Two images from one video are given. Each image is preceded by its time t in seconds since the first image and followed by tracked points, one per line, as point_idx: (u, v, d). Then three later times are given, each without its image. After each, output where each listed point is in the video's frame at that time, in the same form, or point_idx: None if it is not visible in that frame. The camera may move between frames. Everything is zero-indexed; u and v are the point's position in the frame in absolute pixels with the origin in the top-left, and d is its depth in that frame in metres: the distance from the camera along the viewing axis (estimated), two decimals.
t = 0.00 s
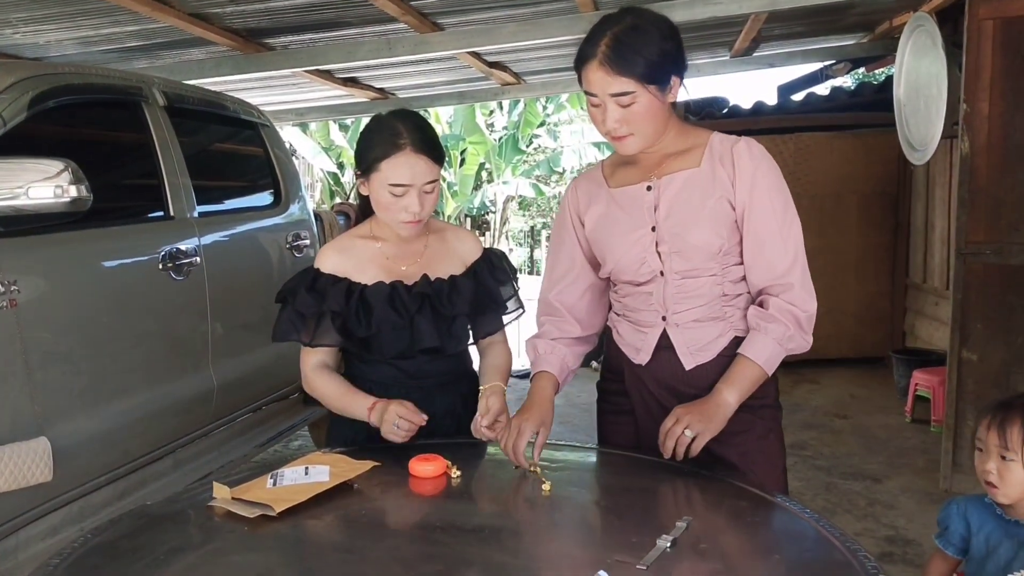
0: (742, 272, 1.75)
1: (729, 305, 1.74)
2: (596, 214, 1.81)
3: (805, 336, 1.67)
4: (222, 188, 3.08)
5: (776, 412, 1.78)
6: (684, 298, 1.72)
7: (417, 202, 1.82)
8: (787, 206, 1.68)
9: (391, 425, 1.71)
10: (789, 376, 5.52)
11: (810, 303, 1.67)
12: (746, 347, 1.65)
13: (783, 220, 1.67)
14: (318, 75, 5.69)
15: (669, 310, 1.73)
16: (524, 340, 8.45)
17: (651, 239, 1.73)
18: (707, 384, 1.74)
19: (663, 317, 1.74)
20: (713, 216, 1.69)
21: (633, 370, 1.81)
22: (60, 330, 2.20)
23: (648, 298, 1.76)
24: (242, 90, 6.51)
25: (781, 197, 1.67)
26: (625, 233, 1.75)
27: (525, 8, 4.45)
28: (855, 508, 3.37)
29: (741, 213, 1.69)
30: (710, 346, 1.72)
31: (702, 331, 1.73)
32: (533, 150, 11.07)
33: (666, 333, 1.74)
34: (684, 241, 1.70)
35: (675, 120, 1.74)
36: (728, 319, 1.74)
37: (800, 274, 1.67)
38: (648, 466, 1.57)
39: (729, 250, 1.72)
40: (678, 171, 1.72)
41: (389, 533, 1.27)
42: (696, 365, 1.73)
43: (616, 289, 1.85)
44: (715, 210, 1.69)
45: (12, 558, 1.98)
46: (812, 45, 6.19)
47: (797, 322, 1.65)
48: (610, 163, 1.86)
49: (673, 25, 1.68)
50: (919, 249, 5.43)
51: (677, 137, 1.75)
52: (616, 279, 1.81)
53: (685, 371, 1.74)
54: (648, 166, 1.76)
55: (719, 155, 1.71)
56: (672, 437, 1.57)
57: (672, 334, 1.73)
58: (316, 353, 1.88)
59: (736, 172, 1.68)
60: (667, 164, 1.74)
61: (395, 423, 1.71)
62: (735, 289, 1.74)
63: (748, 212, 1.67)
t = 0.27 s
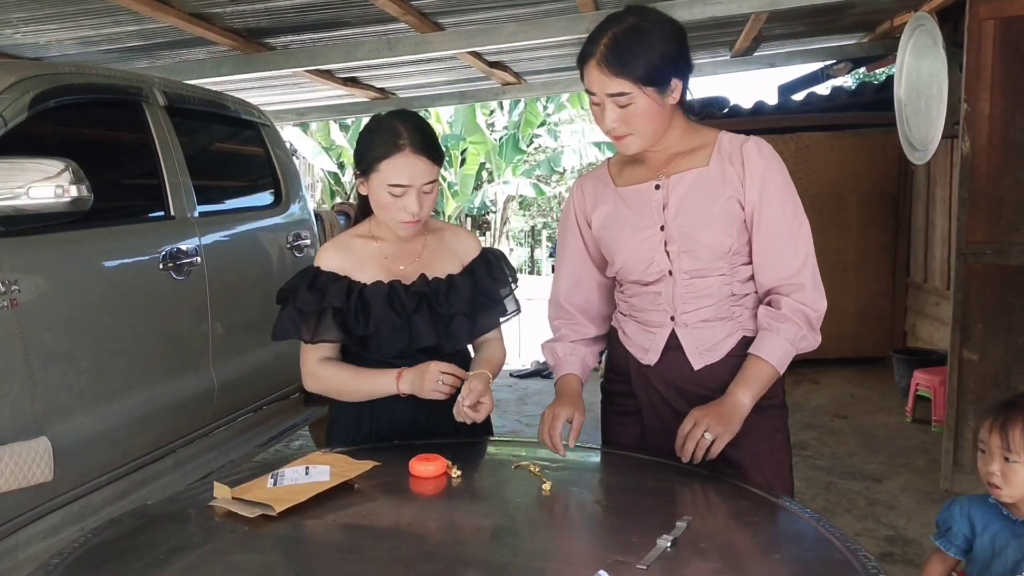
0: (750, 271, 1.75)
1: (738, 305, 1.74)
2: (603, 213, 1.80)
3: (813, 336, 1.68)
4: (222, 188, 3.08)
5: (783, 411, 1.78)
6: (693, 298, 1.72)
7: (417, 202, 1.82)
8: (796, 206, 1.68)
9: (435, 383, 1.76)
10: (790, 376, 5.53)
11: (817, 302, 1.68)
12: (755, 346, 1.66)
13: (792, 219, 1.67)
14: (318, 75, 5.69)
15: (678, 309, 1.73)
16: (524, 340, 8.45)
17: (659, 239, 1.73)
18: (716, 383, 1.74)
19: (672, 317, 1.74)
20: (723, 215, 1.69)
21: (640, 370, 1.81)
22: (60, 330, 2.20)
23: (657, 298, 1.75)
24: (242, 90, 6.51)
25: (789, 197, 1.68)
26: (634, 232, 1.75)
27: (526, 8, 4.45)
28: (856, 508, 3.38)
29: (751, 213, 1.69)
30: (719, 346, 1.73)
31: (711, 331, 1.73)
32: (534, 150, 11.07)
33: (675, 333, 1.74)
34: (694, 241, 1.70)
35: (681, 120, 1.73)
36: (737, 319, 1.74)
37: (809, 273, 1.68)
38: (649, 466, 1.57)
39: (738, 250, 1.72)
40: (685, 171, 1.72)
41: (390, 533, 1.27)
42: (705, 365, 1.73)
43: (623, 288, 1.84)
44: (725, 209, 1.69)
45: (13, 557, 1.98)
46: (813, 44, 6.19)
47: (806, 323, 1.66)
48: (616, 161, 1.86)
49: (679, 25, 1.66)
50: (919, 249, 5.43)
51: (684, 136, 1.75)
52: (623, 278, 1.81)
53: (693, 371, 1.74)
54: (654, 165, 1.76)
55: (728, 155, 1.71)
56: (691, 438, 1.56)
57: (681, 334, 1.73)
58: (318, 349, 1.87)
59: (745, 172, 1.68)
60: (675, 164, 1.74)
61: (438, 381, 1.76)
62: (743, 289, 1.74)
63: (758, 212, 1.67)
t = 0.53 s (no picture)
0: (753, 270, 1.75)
1: (741, 304, 1.74)
2: (605, 215, 1.80)
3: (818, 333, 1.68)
4: (223, 188, 3.08)
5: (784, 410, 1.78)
6: (696, 297, 1.71)
7: (417, 203, 1.82)
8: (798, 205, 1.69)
9: (434, 374, 1.78)
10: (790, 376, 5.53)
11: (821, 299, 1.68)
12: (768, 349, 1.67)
13: (793, 216, 1.68)
14: (318, 75, 5.69)
15: (681, 309, 1.73)
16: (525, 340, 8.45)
17: (661, 239, 1.73)
18: (720, 382, 1.74)
19: (675, 316, 1.74)
20: (724, 214, 1.69)
21: (642, 372, 1.81)
22: (61, 330, 2.20)
23: (659, 297, 1.75)
24: (242, 90, 6.52)
25: (791, 195, 1.68)
26: (636, 232, 1.75)
27: (527, 8, 4.45)
28: (857, 509, 3.37)
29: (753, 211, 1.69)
30: (721, 345, 1.72)
31: (713, 330, 1.72)
32: (534, 150, 11.07)
33: (677, 332, 1.74)
34: (695, 240, 1.70)
35: (678, 121, 1.74)
36: (740, 318, 1.74)
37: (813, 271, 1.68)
38: (650, 466, 1.57)
39: (739, 248, 1.72)
40: (684, 170, 1.72)
41: (390, 533, 1.27)
42: (708, 364, 1.73)
43: (625, 289, 1.84)
44: (726, 208, 1.69)
45: (13, 558, 1.98)
46: (813, 44, 6.19)
47: (810, 321, 1.66)
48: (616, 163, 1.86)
49: (675, 30, 1.66)
50: (920, 249, 5.43)
51: (681, 137, 1.75)
52: (625, 279, 1.81)
53: (697, 370, 1.74)
54: (654, 166, 1.76)
55: (728, 154, 1.71)
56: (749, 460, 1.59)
57: (684, 333, 1.73)
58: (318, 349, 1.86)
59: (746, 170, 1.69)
60: (674, 165, 1.74)
61: (438, 373, 1.79)
62: (746, 288, 1.74)
63: (760, 210, 1.68)
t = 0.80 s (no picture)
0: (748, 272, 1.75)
1: (737, 305, 1.74)
2: (600, 220, 1.82)
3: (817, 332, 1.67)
4: (223, 192, 3.08)
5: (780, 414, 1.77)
6: (690, 299, 1.72)
7: (417, 200, 1.82)
8: (792, 204, 1.68)
9: (460, 378, 1.72)
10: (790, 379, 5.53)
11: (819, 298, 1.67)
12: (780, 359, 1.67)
13: (786, 216, 1.66)
14: (319, 79, 5.70)
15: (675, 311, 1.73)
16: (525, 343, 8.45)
17: (654, 242, 1.74)
18: (715, 385, 1.73)
19: (669, 318, 1.74)
20: (717, 216, 1.69)
21: (639, 375, 1.80)
22: (61, 333, 2.20)
23: (654, 300, 1.76)
24: (242, 94, 6.52)
25: (784, 195, 1.67)
26: (631, 236, 1.76)
27: (527, 12, 4.46)
28: (857, 512, 3.37)
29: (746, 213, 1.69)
30: (717, 346, 1.72)
31: (708, 331, 1.72)
32: (534, 153, 11.08)
33: (671, 334, 1.74)
34: (688, 243, 1.70)
35: (670, 126, 1.74)
36: (735, 319, 1.73)
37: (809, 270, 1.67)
38: (650, 469, 1.57)
39: (732, 250, 1.72)
40: (677, 173, 1.72)
41: (390, 537, 1.27)
42: (702, 366, 1.72)
43: (622, 293, 1.85)
44: (718, 209, 1.69)
45: (12, 561, 1.98)
46: (813, 48, 6.19)
47: (808, 320, 1.66)
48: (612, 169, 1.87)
49: (663, 37, 1.67)
50: (920, 253, 5.43)
51: (674, 141, 1.75)
52: (621, 283, 1.81)
53: (691, 372, 1.73)
54: (648, 170, 1.77)
55: (720, 155, 1.71)
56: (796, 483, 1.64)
57: (678, 335, 1.72)
58: (328, 349, 1.85)
59: (737, 171, 1.68)
60: (667, 168, 1.75)
61: (463, 376, 1.72)
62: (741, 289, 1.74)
63: (752, 211, 1.67)
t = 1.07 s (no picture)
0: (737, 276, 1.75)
1: (724, 309, 1.74)
2: (591, 225, 1.84)
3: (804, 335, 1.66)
4: (219, 196, 3.08)
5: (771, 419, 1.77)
6: (676, 302, 1.72)
7: (419, 198, 1.82)
8: (780, 208, 1.69)
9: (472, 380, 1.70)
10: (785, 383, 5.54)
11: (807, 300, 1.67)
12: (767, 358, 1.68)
13: (773, 220, 1.66)
14: (315, 83, 5.70)
15: (662, 314, 1.74)
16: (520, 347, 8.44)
17: (643, 246, 1.75)
18: (702, 387, 1.73)
19: (657, 321, 1.74)
20: (704, 220, 1.70)
21: (628, 378, 1.81)
22: (56, 337, 2.20)
23: (642, 303, 1.76)
24: (238, 97, 6.52)
25: (771, 198, 1.68)
26: (621, 240, 1.77)
27: (523, 16, 4.47)
28: (853, 515, 3.37)
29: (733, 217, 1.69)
30: (704, 349, 1.72)
31: (695, 334, 1.72)
32: (530, 157, 11.08)
33: (659, 337, 1.74)
34: (675, 246, 1.71)
35: (660, 131, 1.74)
36: (723, 323, 1.73)
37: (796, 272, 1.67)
38: (647, 473, 1.57)
39: (720, 254, 1.72)
40: (666, 178, 1.73)
41: (386, 541, 1.27)
42: (687, 369, 1.73)
43: (613, 297, 1.86)
44: (706, 213, 1.70)
45: (7, 566, 1.98)
46: (808, 52, 6.21)
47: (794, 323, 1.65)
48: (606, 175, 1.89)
49: (650, 43, 1.68)
50: (915, 256, 5.45)
51: (664, 146, 1.75)
52: (612, 287, 1.83)
53: (678, 375, 1.73)
54: (639, 175, 1.78)
55: (709, 160, 1.72)
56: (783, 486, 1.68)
57: (666, 338, 1.73)
58: (332, 352, 1.83)
59: (724, 175, 1.69)
60: (657, 172, 1.75)
61: (474, 376, 1.70)
62: (729, 293, 1.74)
63: (739, 215, 1.68)
